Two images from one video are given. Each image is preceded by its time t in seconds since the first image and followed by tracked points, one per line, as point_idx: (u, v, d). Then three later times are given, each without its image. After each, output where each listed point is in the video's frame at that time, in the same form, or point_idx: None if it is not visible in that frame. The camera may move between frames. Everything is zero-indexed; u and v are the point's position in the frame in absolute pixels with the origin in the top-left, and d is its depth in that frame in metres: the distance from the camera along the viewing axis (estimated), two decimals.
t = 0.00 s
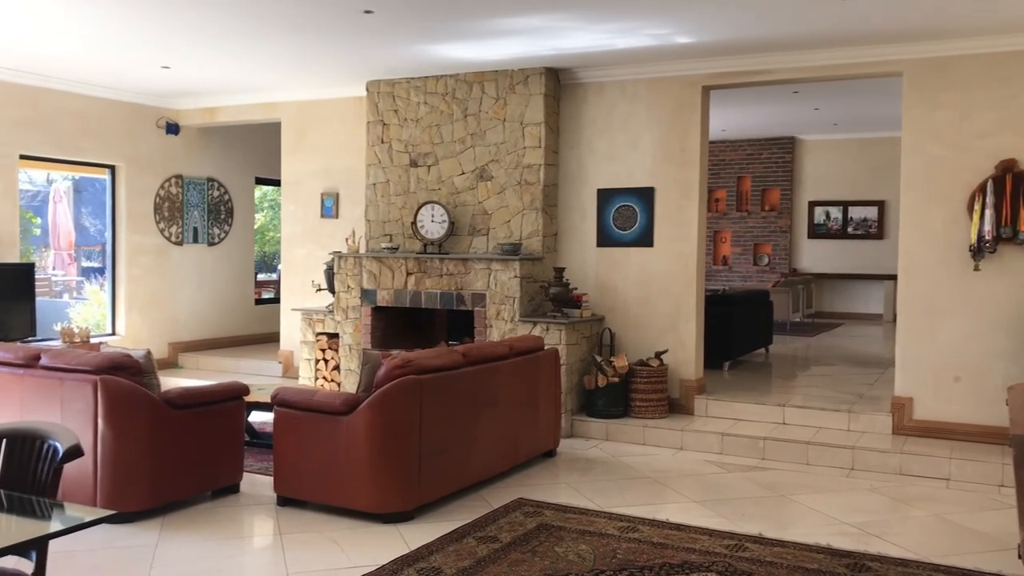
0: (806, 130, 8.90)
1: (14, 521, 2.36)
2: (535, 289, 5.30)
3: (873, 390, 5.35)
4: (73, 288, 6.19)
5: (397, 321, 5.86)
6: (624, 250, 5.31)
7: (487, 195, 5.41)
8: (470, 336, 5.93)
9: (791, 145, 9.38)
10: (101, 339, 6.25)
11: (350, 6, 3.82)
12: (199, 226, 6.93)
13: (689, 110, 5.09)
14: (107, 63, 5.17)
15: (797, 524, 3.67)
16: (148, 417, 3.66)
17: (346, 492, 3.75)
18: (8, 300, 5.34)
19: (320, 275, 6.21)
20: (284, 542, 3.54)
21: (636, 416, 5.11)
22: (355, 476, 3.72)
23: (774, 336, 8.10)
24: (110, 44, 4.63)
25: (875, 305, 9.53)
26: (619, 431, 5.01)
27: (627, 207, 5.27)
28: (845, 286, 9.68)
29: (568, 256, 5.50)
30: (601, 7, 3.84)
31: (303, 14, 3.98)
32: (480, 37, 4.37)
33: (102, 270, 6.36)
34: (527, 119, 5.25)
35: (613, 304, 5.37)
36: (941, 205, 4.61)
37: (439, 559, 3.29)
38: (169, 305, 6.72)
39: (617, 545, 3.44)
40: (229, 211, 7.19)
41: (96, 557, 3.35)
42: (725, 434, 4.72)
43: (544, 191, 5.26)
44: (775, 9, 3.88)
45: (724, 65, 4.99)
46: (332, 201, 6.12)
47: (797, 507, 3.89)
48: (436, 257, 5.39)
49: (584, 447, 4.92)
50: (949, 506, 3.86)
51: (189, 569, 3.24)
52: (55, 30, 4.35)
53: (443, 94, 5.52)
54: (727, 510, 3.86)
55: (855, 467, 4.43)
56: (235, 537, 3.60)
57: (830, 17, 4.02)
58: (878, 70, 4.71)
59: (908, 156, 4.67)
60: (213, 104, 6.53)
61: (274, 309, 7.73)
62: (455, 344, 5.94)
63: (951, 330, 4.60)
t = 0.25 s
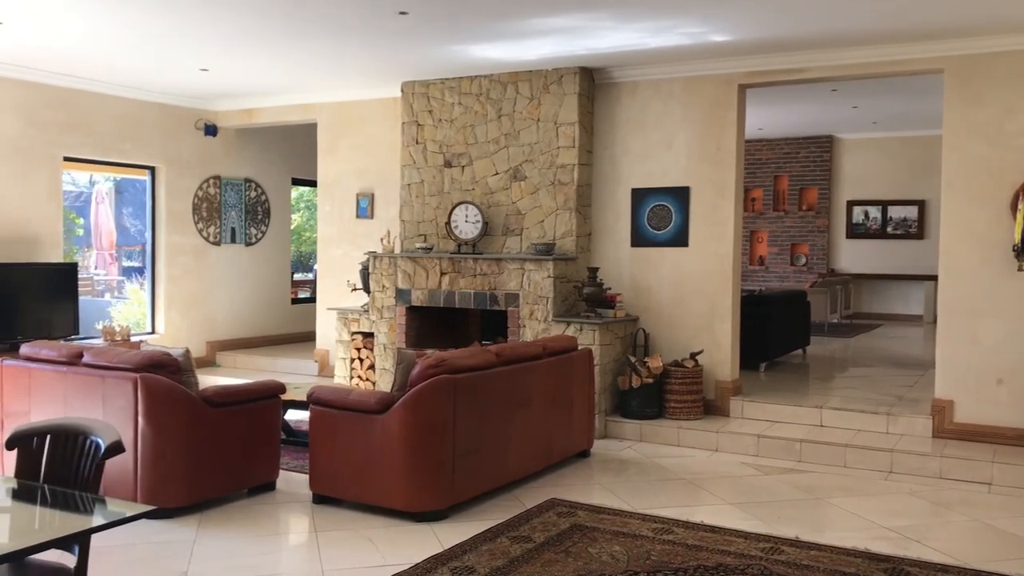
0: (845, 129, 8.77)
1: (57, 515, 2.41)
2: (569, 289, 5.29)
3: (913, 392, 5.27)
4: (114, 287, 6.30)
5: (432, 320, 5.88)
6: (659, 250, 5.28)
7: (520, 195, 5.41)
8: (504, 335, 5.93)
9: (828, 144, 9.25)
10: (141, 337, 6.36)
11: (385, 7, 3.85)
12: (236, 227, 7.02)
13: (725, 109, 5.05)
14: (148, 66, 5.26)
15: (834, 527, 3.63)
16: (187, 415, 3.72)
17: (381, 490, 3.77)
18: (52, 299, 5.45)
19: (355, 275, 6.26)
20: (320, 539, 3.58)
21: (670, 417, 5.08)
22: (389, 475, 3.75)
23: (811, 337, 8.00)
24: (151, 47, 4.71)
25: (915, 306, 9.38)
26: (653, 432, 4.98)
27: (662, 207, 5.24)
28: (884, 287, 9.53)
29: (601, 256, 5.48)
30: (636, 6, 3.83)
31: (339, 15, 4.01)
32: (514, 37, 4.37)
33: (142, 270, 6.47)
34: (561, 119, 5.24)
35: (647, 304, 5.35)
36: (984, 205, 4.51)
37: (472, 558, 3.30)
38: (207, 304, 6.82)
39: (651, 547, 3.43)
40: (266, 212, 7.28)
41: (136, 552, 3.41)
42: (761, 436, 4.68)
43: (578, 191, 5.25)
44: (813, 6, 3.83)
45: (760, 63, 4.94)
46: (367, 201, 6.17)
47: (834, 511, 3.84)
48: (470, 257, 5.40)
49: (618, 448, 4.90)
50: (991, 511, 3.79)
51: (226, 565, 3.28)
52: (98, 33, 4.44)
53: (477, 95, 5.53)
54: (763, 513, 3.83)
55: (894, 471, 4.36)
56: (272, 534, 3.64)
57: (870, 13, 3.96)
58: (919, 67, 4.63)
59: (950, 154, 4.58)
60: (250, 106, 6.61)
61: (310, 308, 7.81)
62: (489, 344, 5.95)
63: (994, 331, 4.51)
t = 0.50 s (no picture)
0: (884, 127, 8.63)
1: (98, 510, 2.46)
2: (602, 290, 5.27)
3: (954, 395, 5.17)
4: (154, 286, 6.41)
5: (466, 320, 5.90)
6: (694, 251, 5.25)
7: (554, 195, 5.41)
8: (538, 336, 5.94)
9: (868, 143, 9.09)
10: (181, 336, 6.46)
11: (421, 9, 3.87)
12: (273, 227, 7.10)
13: (762, 108, 5.00)
14: (187, 68, 5.34)
15: (873, 531, 3.57)
16: (224, 413, 3.77)
17: (415, 489, 3.79)
18: (94, 298, 5.57)
19: (390, 275, 6.31)
20: (355, 537, 3.61)
21: (705, 418, 5.05)
22: (423, 474, 3.77)
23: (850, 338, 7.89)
24: (191, 50, 4.79)
25: (957, 308, 9.21)
26: (688, 434, 4.95)
27: (697, 207, 5.21)
28: (924, 287, 9.37)
29: (636, 256, 5.46)
30: (671, 5, 3.81)
31: (374, 17, 4.04)
32: (548, 37, 4.37)
33: (180, 269, 6.57)
34: (595, 119, 5.23)
35: (681, 305, 5.32)
36: None
37: (506, 558, 3.31)
38: (245, 304, 6.91)
39: (685, 549, 3.41)
40: (302, 212, 7.36)
41: (174, 547, 3.46)
42: (797, 438, 4.62)
43: (612, 191, 5.23)
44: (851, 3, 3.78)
45: (798, 61, 4.88)
46: (402, 201, 6.20)
47: (872, 514, 3.78)
48: (503, 257, 5.41)
49: (652, 449, 4.88)
50: None
51: (263, 561, 3.32)
52: (139, 37, 4.52)
53: (511, 95, 5.54)
54: (800, 516, 3.78)
55: (934, 475, 4.29)
56: (307, 531, 3.68)
57: (910, 10, 3.90)
58: (961, 64, 4.55)
59: (993, 152, 4.49)
60: (287, 108, 6.69)
61: (345, 308, 7.88)
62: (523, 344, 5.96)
63: None
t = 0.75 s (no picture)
0: (927, 125, 8.47)
1: (141, 505, 2.51)
2: (639, 290, 5.25)
3: (1000, 399, 5.06)
4: (195, 286, 6.52)
5: (502, 320, 5.91)
6: (733, 251, 5.20)
7: (591, 195, 5.39)
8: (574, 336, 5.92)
9: (911, 141, 8.93)
10: (222, 334, 6.56)
11: (458, 9, 3.89)
12: (312, 227, 7.18)
13: (802, 106, 4.94)
14: (228, 70, 5.42)
15: (916, 536, 3.51)
16: (262, 412, 3.82)
17: (451, 488, 3.81)
18: (137, 297, 5.67)
19: (427, 274, 6.34)
20: (391, 535, 3.63)
21: (743, 420, 5.00)
22: (460, 474, 3.78)
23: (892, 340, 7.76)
24: (232, 52, 4.85)
25: (1002, 309, 9.01)
26: (726, 436, 4.90)
27: (736, 207, 5.16)
28: (969, 289, 9.18)
29: (673, 257, 5.42)
30: (709, 3, 3.78)
31: (411, 18, 4.06)
32: (585, 36, 4.36)
33: (221, 269, 6.67)
34: (632, 119, 5.21)
35: (719, 305, 5.27)
36: None
37: (542, 558, 3.31)
38: (283, 303, 6.99)
39: (722, 551, 3.37)
40: (340, 213, 7.43)
41: (215, 543, 3.52)
42: (838, 441, 4.56)
43: (649, 190, 5.20)
44: None
45: (839, 59, 4.81)
46: (439, 202, 6.23)
47: (915, 519, 3.71)
48: (540, 257, 5.41)
49: (689, 451, 4.84)
50: None
51: (301, 558, 3.36)
52: (182, 40, 4.60)
53: (548, 95, 5.53)
54: (840, 520, 3.73)
55: (979, 479, 4.20)
56: (344, 529, 3.71)
57: (956, 5, 3.82)
58: (1008, 60, 4.44)
59: None
60: (326, 109, 6.75)
61: (382, 308, 7.93)
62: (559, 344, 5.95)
63: None
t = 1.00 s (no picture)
0: (966, 123, 8.32)
1: (177, 501, 2.54)
2: (671, 290, 5.22)
3: None
4: (231, 286, 6.60)
5: (533, 320, 5.91)
6: (767, 251, 5.15)
7: (623, 195, 5.38)
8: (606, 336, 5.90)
9: (949, 140, 8.77)
10: (257, 333, 6.63)
11: (490, 10, 3.89)
12: (345, 228, 7.24)
13: (838, 105, 4.88)
14: (263, 72, 5.48)
15: (954, 541, 3.45)
16: (296, 411, 3.86)
17: (482, 488, 3.82)
18: (174, 297, 5.75)
19: (459, 274, 6.36)
20: (423, 534, 3.65)
21: (777, 422, 4.95)
22: (491, 474, 3.78)
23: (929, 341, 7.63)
24: (266, 54, 4.91)
25: None
26: (760, 438, 4.85)
27: (771, 206, 5.11)
28: (1010, 290, 9.00)
29: (706, 257, 5.38)
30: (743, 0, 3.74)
31: (444, 19, 4.08)
32: (618, 36, 4.35)
33: (256, 269, 6.74)
34: (665, 118, 5.18)
35: (753, 306, 5.23)
36: None
37: (573, 559, 3.30)
38: (317, 303, 7.05)
39: (756, 554, 3.34)
40: (373, 213, 7.48)
41: (249, 540, 3.55)
42: (874, 444, 4.49)
43: (682, 190, 5.17)
44: None
45: (876, 56, 4.74)
46: (470, 203, 6.25)
47: (953, 523, 3.65)
48: (571, 257, 5.40)
49: (722, 453, 4.81)
50: None
51: (334, 556, 3.38)
52: (218, 43, 4.66)
53: (580, 95, 5.52)
54: (877, 523, 3.67)
55: (1020, 484, 4.11)
56: (377, 527, 3.73)
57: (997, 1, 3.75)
58: None
59: None
60: (359, 110, 6.80)
61: (415, 308, 7.97)
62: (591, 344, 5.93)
63: None
